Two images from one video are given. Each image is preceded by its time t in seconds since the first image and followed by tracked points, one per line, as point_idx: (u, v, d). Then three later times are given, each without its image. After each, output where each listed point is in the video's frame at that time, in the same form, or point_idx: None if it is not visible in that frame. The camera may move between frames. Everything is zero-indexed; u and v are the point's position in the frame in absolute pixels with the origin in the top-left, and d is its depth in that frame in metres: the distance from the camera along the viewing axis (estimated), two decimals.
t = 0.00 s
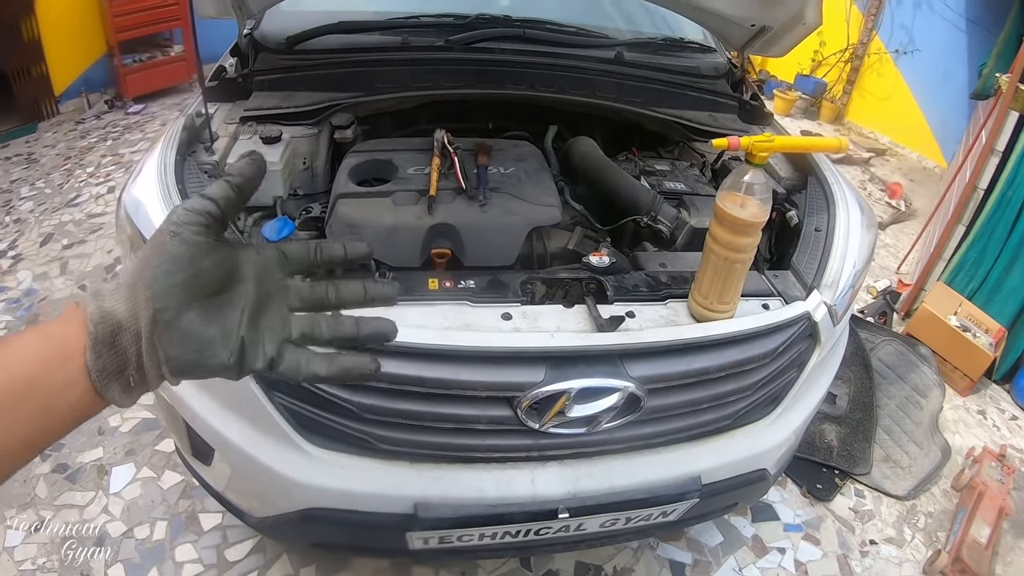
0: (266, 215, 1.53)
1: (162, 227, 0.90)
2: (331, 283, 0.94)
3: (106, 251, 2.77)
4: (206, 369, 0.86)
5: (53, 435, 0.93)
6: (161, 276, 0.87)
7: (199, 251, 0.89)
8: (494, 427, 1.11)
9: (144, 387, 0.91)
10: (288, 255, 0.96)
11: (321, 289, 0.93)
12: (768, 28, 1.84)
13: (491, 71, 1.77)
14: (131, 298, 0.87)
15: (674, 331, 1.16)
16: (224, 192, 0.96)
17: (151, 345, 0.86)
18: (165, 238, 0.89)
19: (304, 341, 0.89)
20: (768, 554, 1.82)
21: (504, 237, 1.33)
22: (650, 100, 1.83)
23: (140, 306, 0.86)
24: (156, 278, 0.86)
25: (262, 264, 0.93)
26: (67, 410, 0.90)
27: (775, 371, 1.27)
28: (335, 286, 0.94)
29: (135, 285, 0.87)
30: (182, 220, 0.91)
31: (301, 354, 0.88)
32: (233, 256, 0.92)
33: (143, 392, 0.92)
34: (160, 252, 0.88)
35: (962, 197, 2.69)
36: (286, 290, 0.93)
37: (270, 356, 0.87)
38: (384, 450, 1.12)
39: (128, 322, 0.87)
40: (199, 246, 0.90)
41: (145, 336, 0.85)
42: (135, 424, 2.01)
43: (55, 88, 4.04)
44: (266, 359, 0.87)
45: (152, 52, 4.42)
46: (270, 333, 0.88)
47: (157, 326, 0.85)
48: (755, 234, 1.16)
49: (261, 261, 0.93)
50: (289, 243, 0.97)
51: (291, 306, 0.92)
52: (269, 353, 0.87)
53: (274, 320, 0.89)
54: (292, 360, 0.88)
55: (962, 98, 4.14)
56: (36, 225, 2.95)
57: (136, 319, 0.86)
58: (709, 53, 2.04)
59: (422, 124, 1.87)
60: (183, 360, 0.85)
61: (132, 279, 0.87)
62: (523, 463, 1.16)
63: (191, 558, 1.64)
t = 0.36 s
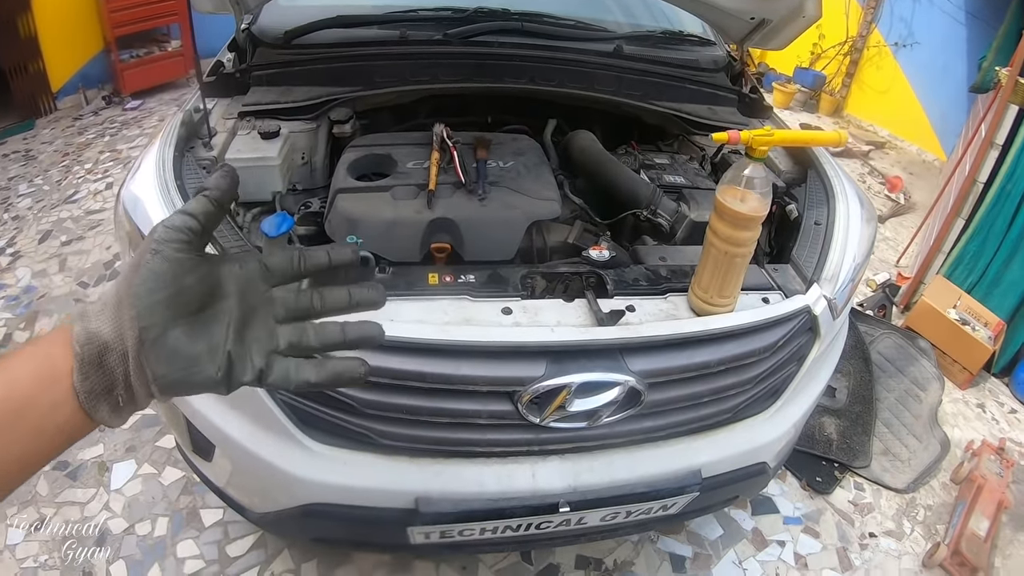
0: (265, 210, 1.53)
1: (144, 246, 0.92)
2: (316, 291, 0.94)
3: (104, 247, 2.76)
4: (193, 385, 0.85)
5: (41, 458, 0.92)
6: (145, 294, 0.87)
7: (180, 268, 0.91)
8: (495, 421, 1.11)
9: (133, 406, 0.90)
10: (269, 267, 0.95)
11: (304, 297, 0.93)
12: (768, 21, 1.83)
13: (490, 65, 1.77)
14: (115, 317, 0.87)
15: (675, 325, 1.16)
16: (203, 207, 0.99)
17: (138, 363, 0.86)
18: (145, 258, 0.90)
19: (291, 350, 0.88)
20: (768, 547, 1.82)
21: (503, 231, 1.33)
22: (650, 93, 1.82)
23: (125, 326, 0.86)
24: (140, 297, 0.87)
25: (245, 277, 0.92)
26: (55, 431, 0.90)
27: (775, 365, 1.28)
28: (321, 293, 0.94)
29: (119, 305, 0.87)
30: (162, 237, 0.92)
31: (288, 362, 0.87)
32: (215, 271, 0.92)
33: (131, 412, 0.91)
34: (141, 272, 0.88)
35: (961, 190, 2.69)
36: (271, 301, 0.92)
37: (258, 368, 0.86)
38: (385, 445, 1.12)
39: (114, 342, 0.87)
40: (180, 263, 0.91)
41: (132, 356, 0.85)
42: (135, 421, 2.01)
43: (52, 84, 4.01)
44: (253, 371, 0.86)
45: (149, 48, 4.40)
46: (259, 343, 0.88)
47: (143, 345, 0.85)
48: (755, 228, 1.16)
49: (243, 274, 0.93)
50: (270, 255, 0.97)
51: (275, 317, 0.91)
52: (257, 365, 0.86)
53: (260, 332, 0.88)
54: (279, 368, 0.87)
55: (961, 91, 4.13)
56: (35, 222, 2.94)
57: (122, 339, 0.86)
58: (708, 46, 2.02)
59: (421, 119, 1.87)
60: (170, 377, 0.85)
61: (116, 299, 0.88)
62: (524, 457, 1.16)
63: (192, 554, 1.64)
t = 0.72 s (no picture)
0: (260, 213, 1.51)
1: (4, 111, 0.74)
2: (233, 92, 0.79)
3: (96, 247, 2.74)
4: (106, 260, 0.78)
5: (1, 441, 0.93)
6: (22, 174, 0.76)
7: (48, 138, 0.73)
8: (496, 428, 1.11)
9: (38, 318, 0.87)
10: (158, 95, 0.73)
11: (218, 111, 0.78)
12: (764, 23, 1.83)
13: (487, 67, 1.77)
14: None
15: (673, 332, 1.17)
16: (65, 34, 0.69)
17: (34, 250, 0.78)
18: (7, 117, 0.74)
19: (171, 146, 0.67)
20: (761, 545, 1.84)
21: (501, 234, 1.33)
22: (646, 95, 1.83)
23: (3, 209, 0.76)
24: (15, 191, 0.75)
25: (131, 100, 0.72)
26: None
27: (771, 370, 1.29)
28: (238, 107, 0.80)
29: None
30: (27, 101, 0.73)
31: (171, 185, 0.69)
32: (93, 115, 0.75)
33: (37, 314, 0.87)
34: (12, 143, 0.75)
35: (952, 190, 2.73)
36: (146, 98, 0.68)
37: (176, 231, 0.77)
38: (385, 451, 1.12)
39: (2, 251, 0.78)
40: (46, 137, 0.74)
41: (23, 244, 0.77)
42: (130, 423, 2.00)
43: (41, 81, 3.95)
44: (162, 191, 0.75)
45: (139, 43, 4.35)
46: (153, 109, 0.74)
47: (32, 230, 0.77)
48: (753, 237, 1.17)
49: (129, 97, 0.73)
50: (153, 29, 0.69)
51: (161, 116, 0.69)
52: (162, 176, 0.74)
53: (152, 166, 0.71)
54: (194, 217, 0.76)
55: (952, 89, 4.16)
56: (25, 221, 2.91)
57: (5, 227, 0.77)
58: (703, 47, 2.03)
59: (417, 118, 1.85)
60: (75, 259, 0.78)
61: None
62: (524, 462, 1.16)
63: (190, 557, 1.64)
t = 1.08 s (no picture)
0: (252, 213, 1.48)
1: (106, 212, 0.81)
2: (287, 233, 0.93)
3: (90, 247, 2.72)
4: (181, 332, 0.84)
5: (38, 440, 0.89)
6: (115, 256, 0.81)
7: (143, 222, 0.83)
8: (490, 431, 1.09)
9: (121, 371, 0.85)
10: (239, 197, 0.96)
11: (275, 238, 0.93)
12: (761, 21, 1.82)
13: (481, 64, 1.75)
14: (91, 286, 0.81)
15: (670, 333, 1.15)
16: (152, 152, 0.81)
17: (121, 325, 0.82)
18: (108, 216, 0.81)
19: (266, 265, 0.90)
20: (759, 546, 1.82)
21: (495, 234, 1.31)
22: (642, 93, 1.81)
23: (99, 288, 0.81)
24: (106, 262, 0.81)
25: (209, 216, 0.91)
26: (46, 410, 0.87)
27: (769, 371, 1.27)
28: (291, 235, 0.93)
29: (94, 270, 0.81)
30: (117, 192, 0.81)
31: (261, 281, 0.89)
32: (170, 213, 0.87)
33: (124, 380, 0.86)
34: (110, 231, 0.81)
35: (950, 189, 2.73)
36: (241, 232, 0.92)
37: (238, 299, 0.87)
38: (376, 456, 1.10)
39: (93, 310, 0.82)
40: (139, 219, 0.83)
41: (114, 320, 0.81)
42: (122, 425, 1.97)
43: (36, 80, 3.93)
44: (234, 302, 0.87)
45: (134, 43, 4.33)
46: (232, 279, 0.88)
47: (122, 305, 0.81)
48: (752, 237, 1.16)
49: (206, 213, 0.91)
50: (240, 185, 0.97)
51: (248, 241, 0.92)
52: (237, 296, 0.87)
53: (234, 261, 0.89)
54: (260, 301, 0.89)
55: (949, 89, 4.15)
56: (19, 222, 2.88)
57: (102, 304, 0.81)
58: (700, 46, 2.01)
59: (410, 118, 1.84)
60: (160, 333, 0.83)
61: (88, 265, 0.82)
62: (518, 465, 1.15)
63: (182, 561, 1.62)
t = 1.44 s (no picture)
0: (250, 206, 1.48)
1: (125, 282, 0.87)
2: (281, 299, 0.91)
3: (87, 242, 2.70)
4: (185, 396, 0.85)
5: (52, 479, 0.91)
6: (127, 318, 0.85)
7: (159, 293, 0.88)
8: (490, 425, 1.09)
9: (128, 422, 0.88)
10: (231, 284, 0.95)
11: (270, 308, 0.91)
12: (762, 14, 1.80)
13: (480, 57, 1.73)
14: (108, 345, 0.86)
15: (671, 326, 1.15)
16: (164, 233, 0.93)
17: (132, 383, 0.85)
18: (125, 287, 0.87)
19: (264, 352, 0.89)
20: (759, 541, 1.82)
21: (495, 227, 1.31)
22: (642, 86, 1.80)
23: (116, 349, 0.85)
24: (123, 323, 0.85)
25: (213, 295, 0.92)
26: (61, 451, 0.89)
27: (770, 365, 1.26)
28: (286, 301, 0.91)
29: (110, 332, 0.86)
30: (135, 265, 0.88)
31: (260, 362, 0.87)
32: (181, 291, 0.90)
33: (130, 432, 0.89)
34: (123, 300, 0.86)
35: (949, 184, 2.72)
36: (238, 314, 0.91)
37: (234, 369, 0.87)
38: (376, 449, 1.10)
39: (108, 365, 0.86)
40: (156, 289, 0.88)
41: (125, 377, 0.85)
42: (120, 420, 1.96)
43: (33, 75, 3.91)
44: (233, 372, 0.87)
45: (131, 38, 4.31)
46: (233, 349, 0.88)
47: (131, 364, 0.84)
48: (754, 229, 1.15)
49: (212, 292, 0.92)
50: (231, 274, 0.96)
51: (245, 327, 0.90)
52: (235, 366, 0.87)
53: (234, 341, 0.89)
54: (256, 373, 0.87)
55: (948, 84, 4.14)
56: (16, 217, 2.87)
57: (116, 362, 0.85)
58: (700, 39, 2.00)
59: (409, 111, 1.83)
60: (163, 394, 0.85)
61: (105, 327, 0.86)
62: (519, 459, 1.14)
63: (181, 556, 1.61)
